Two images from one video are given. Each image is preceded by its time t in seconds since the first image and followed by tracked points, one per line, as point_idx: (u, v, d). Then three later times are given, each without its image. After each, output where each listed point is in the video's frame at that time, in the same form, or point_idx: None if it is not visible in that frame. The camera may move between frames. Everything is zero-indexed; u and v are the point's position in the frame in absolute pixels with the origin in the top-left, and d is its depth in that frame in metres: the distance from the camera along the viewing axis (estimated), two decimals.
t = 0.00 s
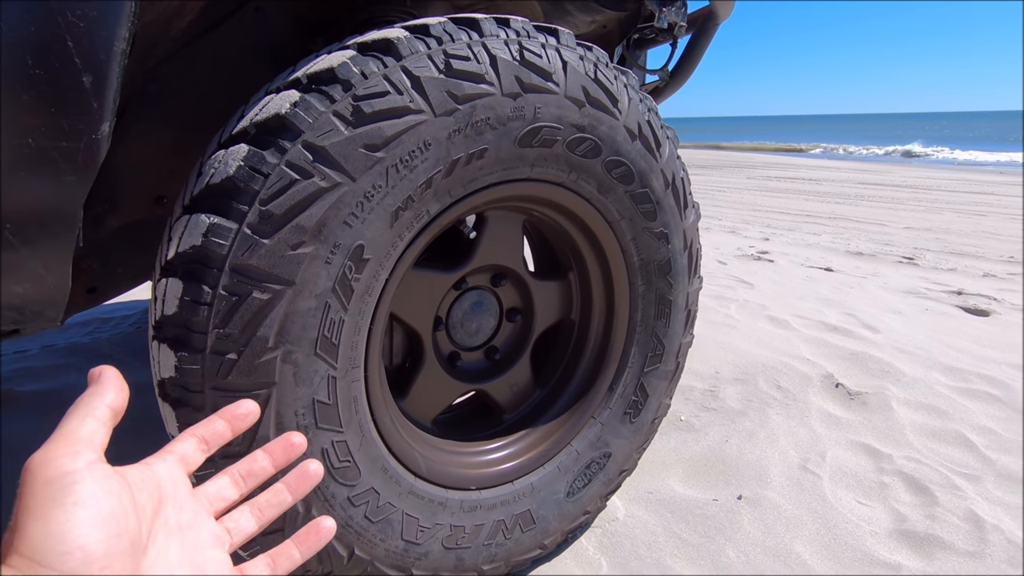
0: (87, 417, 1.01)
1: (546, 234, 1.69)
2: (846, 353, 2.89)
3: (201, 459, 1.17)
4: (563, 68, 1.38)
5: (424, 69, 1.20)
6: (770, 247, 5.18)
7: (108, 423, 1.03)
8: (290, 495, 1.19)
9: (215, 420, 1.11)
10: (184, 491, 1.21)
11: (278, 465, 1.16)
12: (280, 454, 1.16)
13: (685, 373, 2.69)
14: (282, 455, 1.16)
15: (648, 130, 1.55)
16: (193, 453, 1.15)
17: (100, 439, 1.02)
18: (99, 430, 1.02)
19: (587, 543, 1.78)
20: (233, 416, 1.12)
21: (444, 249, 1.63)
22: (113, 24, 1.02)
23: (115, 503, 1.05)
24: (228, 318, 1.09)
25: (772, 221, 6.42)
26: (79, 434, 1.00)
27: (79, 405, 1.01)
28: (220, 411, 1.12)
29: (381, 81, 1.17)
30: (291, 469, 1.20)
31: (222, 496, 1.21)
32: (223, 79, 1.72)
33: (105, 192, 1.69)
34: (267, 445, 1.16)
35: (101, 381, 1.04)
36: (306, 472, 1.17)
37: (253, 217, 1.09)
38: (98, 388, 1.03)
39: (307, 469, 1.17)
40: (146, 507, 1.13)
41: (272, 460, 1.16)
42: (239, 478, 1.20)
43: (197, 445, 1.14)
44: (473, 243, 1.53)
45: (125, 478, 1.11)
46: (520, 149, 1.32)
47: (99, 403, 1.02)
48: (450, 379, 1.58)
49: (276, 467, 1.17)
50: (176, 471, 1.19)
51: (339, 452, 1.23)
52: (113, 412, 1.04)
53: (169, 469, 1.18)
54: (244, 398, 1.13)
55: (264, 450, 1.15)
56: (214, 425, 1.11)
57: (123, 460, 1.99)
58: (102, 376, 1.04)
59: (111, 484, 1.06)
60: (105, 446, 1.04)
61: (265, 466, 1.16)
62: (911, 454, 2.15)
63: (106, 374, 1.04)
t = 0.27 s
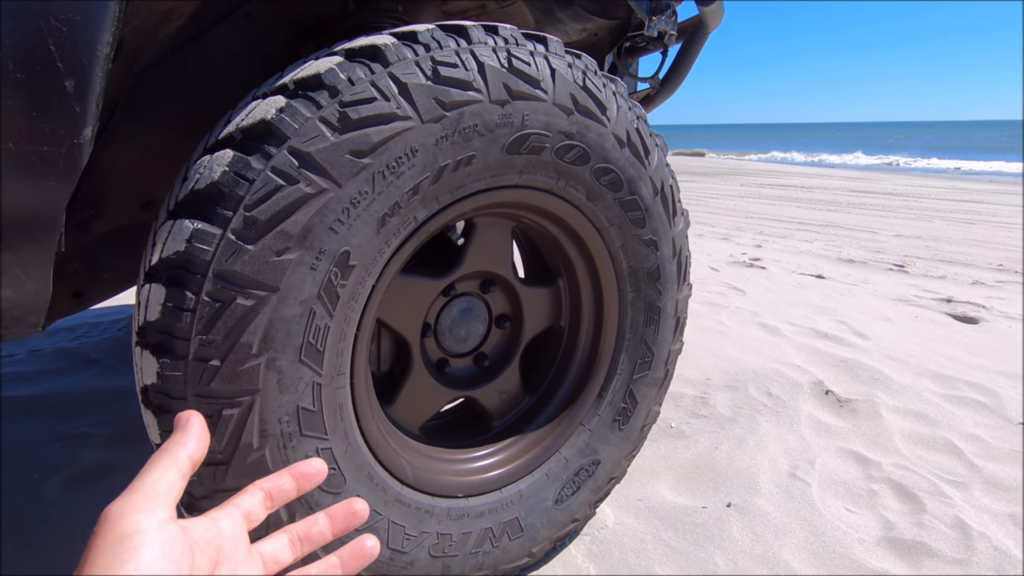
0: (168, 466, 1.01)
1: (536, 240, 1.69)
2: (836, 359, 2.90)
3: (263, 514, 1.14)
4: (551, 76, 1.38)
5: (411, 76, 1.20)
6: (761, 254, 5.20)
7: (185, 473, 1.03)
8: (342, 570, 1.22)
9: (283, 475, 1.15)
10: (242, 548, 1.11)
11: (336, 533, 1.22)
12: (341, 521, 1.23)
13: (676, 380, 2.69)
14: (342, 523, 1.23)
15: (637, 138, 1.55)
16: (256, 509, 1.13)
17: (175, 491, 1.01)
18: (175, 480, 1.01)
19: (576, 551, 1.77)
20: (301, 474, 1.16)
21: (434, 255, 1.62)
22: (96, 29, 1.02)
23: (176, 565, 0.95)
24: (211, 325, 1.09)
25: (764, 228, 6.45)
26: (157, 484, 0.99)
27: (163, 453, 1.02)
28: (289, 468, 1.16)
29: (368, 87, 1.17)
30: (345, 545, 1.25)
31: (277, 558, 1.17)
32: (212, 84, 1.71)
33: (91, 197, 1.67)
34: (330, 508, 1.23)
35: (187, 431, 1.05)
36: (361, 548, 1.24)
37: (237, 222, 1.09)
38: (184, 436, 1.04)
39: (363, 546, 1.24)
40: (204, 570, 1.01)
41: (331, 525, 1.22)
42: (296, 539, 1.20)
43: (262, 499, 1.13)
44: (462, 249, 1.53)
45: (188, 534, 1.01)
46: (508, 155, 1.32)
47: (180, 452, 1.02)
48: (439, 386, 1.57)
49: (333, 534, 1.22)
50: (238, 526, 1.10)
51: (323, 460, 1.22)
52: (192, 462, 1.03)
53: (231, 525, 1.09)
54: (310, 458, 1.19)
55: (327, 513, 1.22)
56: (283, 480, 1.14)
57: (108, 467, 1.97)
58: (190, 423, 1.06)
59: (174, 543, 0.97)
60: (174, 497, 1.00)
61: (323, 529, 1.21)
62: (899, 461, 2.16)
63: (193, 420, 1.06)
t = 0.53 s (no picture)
0: (89, 415, 0.95)
1: (527, 251, 1.69)
2: (826, 367, 2.92)
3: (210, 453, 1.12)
4: (541, 90, 1.40)
5: (401, 91, 1.21)
6: (753, 261, 5.23)
7: (111, 419, 0.97)
8: (302, 488, 1.18)
9: (223, 416, 1.09)
10: (194, 486, 1.13)
11: (290, 459, 1.17)
12: (293, 448, 1.17)
13: (667, 389, 2.70)
14: (294, 449, 1.17)
15: (626, 151, 1.56)
16: (201, 450, 1.10)
17: (102, 437, 0.96)
18: (101, 428, 0.96)
19: (567, 562, 1.77)
20: (242, 412, 1.10)
21: (425, 266, 1.63)
22: (85, 46, 1.01)
23: (118, 506, 0.98)
24: (199, 340, 1.08)
25: (755, 235, 6.48)
26: (81, 433, 0.94)
27: (83, 402, 0.95)
28: (229, 407, 1.10)
29: (358, 102, 1.17)
30: (302, 462, 1.20)
31: (234, 490, 1.16)
32: (202, 96, 1.71)
33: (80, 207, 1.68)
34: (280, 439, 1.16)
35: (102, 379, 0.98)
36: (318, 466, 1.19)
37: (226, 238, 1.09)
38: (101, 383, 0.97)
39: (319, 463, 1.19)
40: (151, 506, 1.05)
41: (285, 454, 1.16)
42: (251, 472, 1.17)
43: (207, 441, 1.10)
44: (453, 260, 1.53)
45: (129, 477, 1.03)
46: (498, 169, 1.33)
47: (100, 399, 0.96)
48: (430, 398, 1.57)
49: (289, 461, 1.17)
50: (186, 468, 1.10)
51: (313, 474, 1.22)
52: (115, 408, 0.98)
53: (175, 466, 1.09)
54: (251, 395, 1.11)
55: (278, 443, 1.16)
56: (225, 421, 1.09)
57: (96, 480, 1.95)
58: (105, 371, 0.98)
59: (113, 485, 0.98)
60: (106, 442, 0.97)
61: (277, 460, 1.16)
62: (888, 470, 2.17)
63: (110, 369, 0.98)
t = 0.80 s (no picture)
0: (69, 446, 0.97)
1: (525, 253, 1.69)
2: (822, 368, 2.93)
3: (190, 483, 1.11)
4: (540, 91, 1.40)
5: (401, 92, 1.21)
6: (748, 263, 5.25)
7: (90, 451, 0.99)
8: (285, 511, 1.18)
9: (200, 447, 1.09)
10: (177, 515, 1.12)
11: (270, 484, 1.16)
12: (272, 473, 1.15)
13: (664, 390, 2.70)
14: (274, 474, 1.15)
15: (624, 151, 1.56)
16: (182, 481, 1.10)
17: (84, 468, 0.97)
18: (82, 459, 0.98)
19: (567, 564, 1.76)
20: (220, 441, 1.10)
21: (424, 268, 1.62)
22: (83, 45, 1.01)
23: (105, 531, 0.97)
24: (198, 341, 1.08)
25: (750, 237, 6.51)
26: (63, 463, 0.96)
27: (62, 434, 0.97)
28: (206, 437, 1.10)
29: (357, 102, 1.17)
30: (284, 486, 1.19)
31: (216, 518, 1.15)
32: (199, 97, 1.71)
33: (76, 210, 1.68)
34: (259, 465, 1.15)
35: (80, 414, 1.01)
36: (298, 488, 1.17)
37: (225, 238, 1.08)
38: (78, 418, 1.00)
39: (299, 485, 1.17)
40: (136, 534, 1.04)
41: (264, 480, 1.15)
42: (232, 499, 1.16)
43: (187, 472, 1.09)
44: (451, 261, 1.53)
45: (112, 505, 1.03)
46: (497, 169, 1.33)
47: (80, 432, 0.99)
48: (429, 399, 1.56)
49: (269, 486, 1.16)
50: (166, 497, 1.10)
51: (312, 476, 1.21)
52: (93, 440, 1.00)
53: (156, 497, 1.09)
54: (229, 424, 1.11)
55: (256, 470, 1.14)
56: (202, 451, 1.09)
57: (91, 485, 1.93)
58: (80, 407, 1.01)
59: (99, 512, 0.98)
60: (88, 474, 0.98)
61: (258, 486, 1.15)
62: (886, 470, 2.18)
63: (83, 404, 1.01)
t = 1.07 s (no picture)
0: (154, 452, 0.94)
1: (524, 255, 1.69)
2: (820, 369, 2.94)
3: (232, 497, 1.06)
4: (539, 93, 1.40)
5: (401, 93, 1.21)
6: (745, 264, 5.26)
7: (173, 460, 0.96)
8: (313, 543, 1.16)
9: (247, 457, 1.08)
10: (218, 533, 1.01)
11: (303, 508, 1.15)
12: (307, 497, 1.16)
13: (662, 392, 2.70)
14: (309, 499, 1.16)
15: (624, 153, 1.56)
16: (225, 491, 1.05)
17: (160, 478, 0.94)
18: (161, 468, 0.95)
19: (566, 566, 1.76)
20: (266, 454, 1.10)
21: (423, 270, 1.62)
22: (82, 46, 1.00)
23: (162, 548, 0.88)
24: (197, 344, 1.07)
25: (746, 239, 6.52)
26: (141, 471, 0.92)
27: (151, 439, 0.95)
28: (253, 448, 1.10)
29: (358, 104, 1.17)
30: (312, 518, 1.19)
31: (247, 537, 1.09)
32: (196, 98, 1.70)
33: (72, 213, 1.67)
34: (295, 486, 1.16)
35: (178, 415, 0.99)
36: (329, 520, 1.18)
37: (225, 240, 1.08)
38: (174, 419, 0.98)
39: (330, 518, 1.18)
40: (185, 552, 0.92)
41: (298, 502, 1.15)
42: (264, 518, 1.12)
43: (231, 482, 1.06)
44: (451, 263, 1.52)
45: (169, 517, 0.94)
46: (497, 172, 1.33)
47: (170, 436, 0.96)
48: (428, 402, 1.56)
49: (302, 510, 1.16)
50: (212, 510, 1.01)
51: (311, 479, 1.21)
52: (179, 448, 0.97)
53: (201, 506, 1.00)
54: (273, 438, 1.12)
55: (293, 489, 1.15)
56: (249, 461, 1.08)
57: (87, 488, 1.92)
58: (181, 407, 1.00)
59: (161, 529, 0.90)
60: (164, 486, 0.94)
61: (291, 507, 1.14)
62: (883, 471, 2.18)
63: (186, 404, 1.00)
